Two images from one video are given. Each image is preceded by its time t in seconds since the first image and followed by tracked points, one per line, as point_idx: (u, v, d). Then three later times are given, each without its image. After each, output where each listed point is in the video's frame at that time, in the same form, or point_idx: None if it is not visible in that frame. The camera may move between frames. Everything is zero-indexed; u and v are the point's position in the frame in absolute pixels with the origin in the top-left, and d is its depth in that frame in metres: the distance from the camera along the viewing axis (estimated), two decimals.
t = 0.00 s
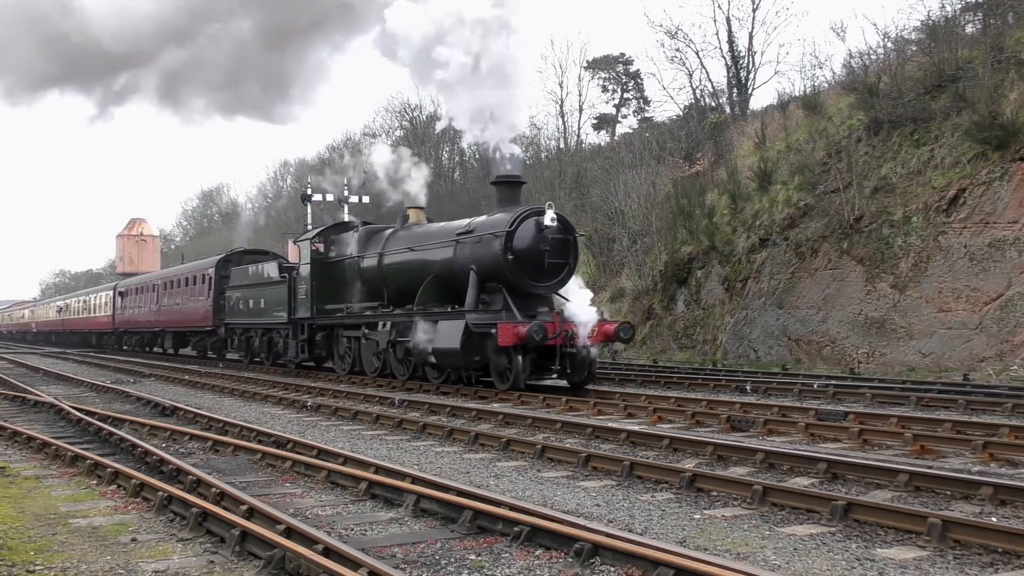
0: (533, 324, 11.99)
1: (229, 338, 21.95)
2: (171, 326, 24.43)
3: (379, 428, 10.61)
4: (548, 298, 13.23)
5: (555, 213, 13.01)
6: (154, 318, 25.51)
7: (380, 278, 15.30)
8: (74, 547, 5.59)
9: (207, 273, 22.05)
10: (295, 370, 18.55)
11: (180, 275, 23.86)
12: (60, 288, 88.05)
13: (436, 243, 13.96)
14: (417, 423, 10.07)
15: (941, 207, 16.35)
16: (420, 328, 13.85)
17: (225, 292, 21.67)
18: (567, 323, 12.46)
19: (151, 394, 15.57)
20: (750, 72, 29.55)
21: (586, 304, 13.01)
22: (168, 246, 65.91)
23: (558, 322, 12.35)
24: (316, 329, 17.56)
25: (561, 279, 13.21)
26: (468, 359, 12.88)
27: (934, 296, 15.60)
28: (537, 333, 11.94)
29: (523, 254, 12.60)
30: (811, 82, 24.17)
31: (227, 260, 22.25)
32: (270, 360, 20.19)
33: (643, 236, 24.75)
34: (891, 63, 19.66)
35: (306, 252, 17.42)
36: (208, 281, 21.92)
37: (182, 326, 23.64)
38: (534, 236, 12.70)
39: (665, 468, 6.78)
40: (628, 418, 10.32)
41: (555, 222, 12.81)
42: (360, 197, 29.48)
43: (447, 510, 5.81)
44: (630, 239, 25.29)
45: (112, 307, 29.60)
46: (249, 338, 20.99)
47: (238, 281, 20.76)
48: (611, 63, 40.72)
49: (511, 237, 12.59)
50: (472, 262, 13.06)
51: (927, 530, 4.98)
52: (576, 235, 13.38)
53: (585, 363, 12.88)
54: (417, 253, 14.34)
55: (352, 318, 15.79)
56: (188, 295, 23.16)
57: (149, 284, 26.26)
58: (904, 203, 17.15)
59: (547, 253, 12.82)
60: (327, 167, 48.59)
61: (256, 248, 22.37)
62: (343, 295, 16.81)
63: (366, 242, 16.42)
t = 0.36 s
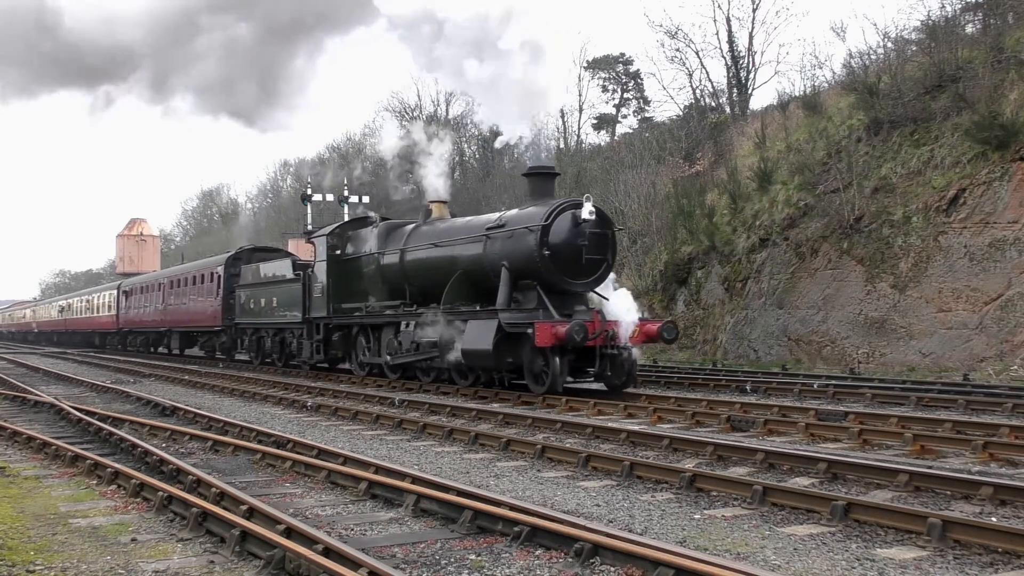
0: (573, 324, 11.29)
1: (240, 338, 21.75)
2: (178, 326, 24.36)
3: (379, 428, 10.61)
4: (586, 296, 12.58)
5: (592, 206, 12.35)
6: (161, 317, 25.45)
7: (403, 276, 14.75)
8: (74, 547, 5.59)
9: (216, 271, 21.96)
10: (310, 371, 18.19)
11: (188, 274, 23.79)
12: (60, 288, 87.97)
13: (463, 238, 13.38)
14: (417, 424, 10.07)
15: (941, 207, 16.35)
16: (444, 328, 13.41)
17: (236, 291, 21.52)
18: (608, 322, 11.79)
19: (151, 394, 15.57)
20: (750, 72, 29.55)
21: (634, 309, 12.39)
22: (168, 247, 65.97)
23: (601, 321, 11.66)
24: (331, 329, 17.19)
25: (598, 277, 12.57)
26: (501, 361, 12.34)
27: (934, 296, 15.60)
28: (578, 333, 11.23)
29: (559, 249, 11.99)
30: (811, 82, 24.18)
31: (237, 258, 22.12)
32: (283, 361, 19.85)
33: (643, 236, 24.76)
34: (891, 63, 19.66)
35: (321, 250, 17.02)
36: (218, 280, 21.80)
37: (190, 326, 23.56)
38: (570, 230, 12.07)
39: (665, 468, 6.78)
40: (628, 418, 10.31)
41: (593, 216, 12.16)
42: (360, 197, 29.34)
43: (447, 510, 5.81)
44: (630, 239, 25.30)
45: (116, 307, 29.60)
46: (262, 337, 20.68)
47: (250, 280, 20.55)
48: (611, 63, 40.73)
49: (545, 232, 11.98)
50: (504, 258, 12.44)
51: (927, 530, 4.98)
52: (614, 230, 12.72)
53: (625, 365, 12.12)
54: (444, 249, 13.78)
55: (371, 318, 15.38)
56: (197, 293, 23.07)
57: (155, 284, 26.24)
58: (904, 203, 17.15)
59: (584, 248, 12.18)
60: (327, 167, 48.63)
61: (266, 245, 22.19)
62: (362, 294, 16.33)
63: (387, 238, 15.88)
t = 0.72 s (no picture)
0: (620, 323, 10.73)
1: (252, 340, 21.54)
2: (186, 326, 24.28)
3: (379, 428, 10.61)
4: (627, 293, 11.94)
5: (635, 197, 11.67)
6: (167, 317, 25.37)
7: (428, 274, 14.27)
8: (74, 547, 5.59)
9: (226, 270, 21.83)
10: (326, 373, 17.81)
11: (196, 273, 23.68)
12: (60, 288, 87.84)
13: (495, 233, 12.78)
14: (418, 424, 10.07)
15: (941, 207, 16.34)
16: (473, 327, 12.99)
17: (247, 290, 21.34)
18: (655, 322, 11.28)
19: (151, 394, 15.57)
20: (750, 71, 29.55)
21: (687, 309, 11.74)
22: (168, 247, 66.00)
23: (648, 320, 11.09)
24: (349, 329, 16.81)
25: (640, 273, 11.92)
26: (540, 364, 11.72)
27: (934, 296, 15.60)
28: (625, 333, 10.67)
29: (601, 244, 11.34)
30: (810, 82, 24.20)
31: (247, 256, 21.97)
32: (297, 362, 19.47)
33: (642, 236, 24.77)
34: (891, 63, 19.66)
35: (339, 248, 16.62)
36: (227, 279, 21.67)
37: (199, 326, 23.45)
38: (612, 224, 11.41)
39: (665, 468, 6.78)
40: (629, 419, 10.30)
41: (637, 208, 11.48)
42: (360, 197, 29.28)
43: (447, 510, 5.82)
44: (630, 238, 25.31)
45: (119, 306, 29.58)
46: (275, 338, 20.35)
47: (262, 279, 20.32)
48: (611, 63, 40.76)
49: (587, 225, 11.33)
50: (540, 253, 11.83)
51: (927, 531, 4.98)
52: (658, 224, 12.03)
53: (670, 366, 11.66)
54: (473, 244, 13.20)
55: (392, 317, 15.00)
56: (206, 293, 22.96)
57: (161, 283, 26.18)
58: (904, 202, 17.15)
59: (627, 242, 11.54)
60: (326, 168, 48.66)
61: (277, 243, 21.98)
62: (382, 291, 15.93)
63: (408, 234, 15.37)
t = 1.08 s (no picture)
0: (673, 323, 10.06)
1: (263, 340, 21.21)
2: (194, 325, 24.15)
3: (379, 428, 10.61)
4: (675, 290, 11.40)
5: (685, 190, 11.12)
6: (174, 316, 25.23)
7: (456, 270, 13.79)
8: (74, 547, 5.60)
9: (237, 267, 21.62)
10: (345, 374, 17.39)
11: (205, 272, 23.51)
12: (60, 288, 87.85)
13: (531, 227, 12.26)
14: (418, 423, 10.07)
15: (941, 207, 16.34)
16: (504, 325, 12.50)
17: (259, 289, 21.05)
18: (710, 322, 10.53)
19: (151, 394, 15.57)
20: (750, 71, 29.53)
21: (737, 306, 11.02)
22: (168, 247, 66.04)
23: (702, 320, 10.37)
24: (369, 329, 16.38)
25: (688, 270, 11.37)
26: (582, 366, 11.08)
27: (934, 296, 15.60)
28: (678, 335, 10.01)
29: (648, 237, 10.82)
30: (810, 82, 24.20)
31: (258, 253, 21.72)
32: (313, 363, 19.09)
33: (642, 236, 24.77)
34: (891, 63, 19.66)
35: (360, 244, 16.18)
36: (239, 277, 21.45)
37: (207, 326, 23.30)
38: (660, 216, 10.87)
39: (665, 468, 6.78)
40: (629, 419, 10.29)
41: (687, 201, 10.93)
42: (360, 197, 29.23)
43: (447, 510, 5.82)
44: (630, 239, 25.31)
45: (123, 305, 29.53)
46: (288, 338, 19.97)
47: (274, 278, 19.97)
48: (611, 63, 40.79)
49: (633, 218, 10.81)
50: (582, 247, 11.28)
51: (927, 531, 4.98)
52: (707, 218, 11.48)
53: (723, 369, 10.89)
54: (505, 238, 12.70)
55: (416, 316, 14.54)
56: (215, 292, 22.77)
57: (168, 281, 26.06)
58: (904, 202, 17.15)
59: (676, 236, 10.98)
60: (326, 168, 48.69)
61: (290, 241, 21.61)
62: (405, 290, 15.48)
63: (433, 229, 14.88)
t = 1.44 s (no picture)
0: (736, 322, 9.32)
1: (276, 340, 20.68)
2: (202, 325, 23.85)
3: (379, 428, 10.61)
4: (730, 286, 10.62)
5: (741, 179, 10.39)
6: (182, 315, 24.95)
7: (486, 267, 13.10)
8: (74, 547, 5.60)
9: (247, 265, 21.14)
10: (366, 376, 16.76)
11: (216, 269, 23.12)
12: (60, 288, 87.88)
13: (570, 220, 11.56)
14: (418, 423, 10.06)
15: (941, 207, 16.34)
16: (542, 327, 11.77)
17: (272, 287, 20.46)
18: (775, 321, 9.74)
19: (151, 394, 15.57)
20: (750, 71, 29.53)
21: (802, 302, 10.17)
22: (168, 246, 66.01)
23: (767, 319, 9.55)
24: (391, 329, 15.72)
25: (745, 266, 10.63)
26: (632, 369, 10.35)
27: (934, 296, 15.60)
28: (742, 334, 9.26)
29: (703, 230, 10.08)
30: (810, 82, 24.21)
31: (270, 250, 21.25)
32: (330, 365, 18.50)
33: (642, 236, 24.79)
34: (892, 63, 19.66)
35: (381, 240, 15.48)
36: (250, 275, 20.91)
37: (216, 325, 22.92)
38: (716, 207, 10.14)
39: (665, 468, 6.78)
40: (629, 419, 10.28)
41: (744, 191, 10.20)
42: (360, 197, 29.19)
43: (447, 510, 5.82)
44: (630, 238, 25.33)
45: (128, 305, 29.44)
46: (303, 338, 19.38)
47: (288, 275, 19.36)
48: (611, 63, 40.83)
49: (688, 209, 10.06)
50: (629, 242, 10.57)
51: (927, 531, 4.98)
52: (764, 209, 10.74)
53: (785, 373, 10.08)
54: (542, 232, 12.00)
55: (444, 316, 13.86)
56: (226, 290, 22.39)
57: (176, 280, 25.82)
58: (904, 202, 17.15)
59: (732, 229, 10.26)
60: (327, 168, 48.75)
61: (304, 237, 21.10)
62: (429, 288, 14.82)
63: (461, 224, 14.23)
